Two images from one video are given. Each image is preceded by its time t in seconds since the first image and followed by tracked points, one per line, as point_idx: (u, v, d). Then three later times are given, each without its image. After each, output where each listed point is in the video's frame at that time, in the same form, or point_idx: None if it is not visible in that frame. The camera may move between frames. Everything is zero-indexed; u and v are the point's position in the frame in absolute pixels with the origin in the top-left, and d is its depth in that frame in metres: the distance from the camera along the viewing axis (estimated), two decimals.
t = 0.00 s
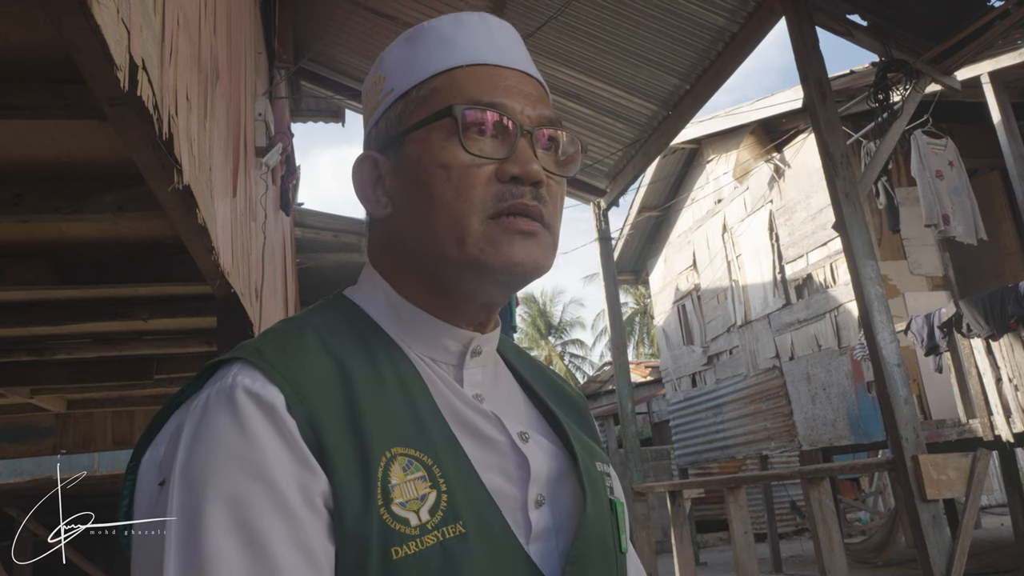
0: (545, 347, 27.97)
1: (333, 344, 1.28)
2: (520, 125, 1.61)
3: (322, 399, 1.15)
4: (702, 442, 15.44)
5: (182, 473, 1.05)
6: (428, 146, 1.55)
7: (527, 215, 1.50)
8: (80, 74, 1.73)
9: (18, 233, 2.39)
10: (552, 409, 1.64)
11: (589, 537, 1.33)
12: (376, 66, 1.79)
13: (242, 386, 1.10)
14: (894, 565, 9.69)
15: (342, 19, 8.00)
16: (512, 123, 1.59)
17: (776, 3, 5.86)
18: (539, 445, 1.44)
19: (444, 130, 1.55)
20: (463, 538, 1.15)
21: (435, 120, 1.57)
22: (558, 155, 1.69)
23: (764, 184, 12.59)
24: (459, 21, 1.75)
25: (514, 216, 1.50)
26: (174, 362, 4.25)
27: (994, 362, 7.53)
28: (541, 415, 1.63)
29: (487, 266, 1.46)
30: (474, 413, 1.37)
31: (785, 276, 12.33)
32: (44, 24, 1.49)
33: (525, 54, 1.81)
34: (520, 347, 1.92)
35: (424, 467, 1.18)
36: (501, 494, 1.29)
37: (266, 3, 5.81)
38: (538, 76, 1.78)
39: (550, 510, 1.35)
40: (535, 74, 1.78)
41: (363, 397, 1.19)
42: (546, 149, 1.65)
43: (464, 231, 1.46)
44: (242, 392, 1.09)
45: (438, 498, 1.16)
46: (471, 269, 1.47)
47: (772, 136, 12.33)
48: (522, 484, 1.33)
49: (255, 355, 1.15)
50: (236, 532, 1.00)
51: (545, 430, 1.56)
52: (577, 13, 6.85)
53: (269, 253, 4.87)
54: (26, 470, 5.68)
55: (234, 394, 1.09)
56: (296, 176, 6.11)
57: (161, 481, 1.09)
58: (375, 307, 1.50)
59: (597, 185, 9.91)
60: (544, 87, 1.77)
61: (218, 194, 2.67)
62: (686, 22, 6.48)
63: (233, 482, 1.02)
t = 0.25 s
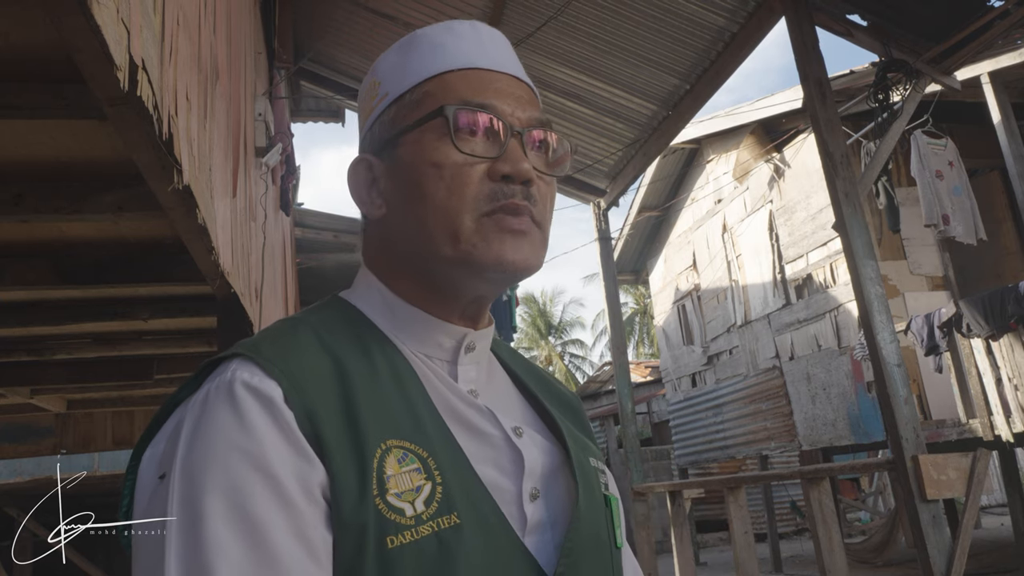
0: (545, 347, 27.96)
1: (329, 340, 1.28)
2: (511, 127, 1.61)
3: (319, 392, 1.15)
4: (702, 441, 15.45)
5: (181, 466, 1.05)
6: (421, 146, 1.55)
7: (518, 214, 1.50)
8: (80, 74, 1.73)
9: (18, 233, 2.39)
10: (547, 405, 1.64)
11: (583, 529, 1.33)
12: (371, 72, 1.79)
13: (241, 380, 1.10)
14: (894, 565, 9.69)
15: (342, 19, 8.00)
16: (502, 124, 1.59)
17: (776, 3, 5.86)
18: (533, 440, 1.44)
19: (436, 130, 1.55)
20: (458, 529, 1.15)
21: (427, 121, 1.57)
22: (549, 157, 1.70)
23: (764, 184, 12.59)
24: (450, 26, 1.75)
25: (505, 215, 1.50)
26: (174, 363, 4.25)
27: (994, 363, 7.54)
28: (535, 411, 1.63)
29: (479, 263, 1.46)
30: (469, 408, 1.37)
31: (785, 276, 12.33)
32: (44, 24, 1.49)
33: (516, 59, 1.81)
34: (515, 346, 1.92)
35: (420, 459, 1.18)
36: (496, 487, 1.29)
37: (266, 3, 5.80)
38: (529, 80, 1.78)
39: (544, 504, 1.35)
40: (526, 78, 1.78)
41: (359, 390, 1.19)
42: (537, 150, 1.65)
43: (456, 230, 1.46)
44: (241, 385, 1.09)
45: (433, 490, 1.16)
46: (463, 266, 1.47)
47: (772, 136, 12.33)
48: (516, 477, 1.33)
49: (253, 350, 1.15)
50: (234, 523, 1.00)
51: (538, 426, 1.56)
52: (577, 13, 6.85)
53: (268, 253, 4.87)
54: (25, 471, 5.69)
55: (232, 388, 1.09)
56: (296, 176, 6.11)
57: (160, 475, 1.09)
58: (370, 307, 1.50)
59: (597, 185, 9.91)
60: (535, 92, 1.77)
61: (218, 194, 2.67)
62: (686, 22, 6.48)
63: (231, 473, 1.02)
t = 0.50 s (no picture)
0: (545, 347, 27.96)
1: (322, 344, 1.28)
2: (502, 130, 1.61)
3: (310, 395, 1.15)
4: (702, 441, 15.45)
5: (173, 470, 1.05)
6: (413, 149, 1.55)
7: (509, 215, 1.50)
8: (79, 74, 1.73)
9: (19, 233, 2.39)
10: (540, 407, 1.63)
11: (576, 529, 1.33)
12: (367, 84, 1.80)
13: (232, 385, 1.10)
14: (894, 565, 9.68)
15: (342, 19, 8.00)
16: (494, 127, 1.59)
17: (776, 3, 5.86)
18: (525, 441, 1.44)
19: (428, 133, 1.55)
20: (450, 529, 1.14)
21: (419, 124, 1.57)
22: (542, 161, 1.69)
23: (764, 184, 12.59)
24: (444, 37, 1.76)
25: (496, 216, 1.50)
26: (174, 363, 4.25)
27: (994, 363, 7.54)
28: (527, 413, 1.62)
29: (470, 263, 1.45)
30: (461, 410, 1.37)
31: (785, 276, 12.33)
32: (45, 25, 1.49)
33: (507, 67, 1.82)
34: (509, 351, 1.92)
35: (411, 461, 1.18)
36: (490, 487, 1.29)
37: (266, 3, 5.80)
38: (521, 88, 1.79)
39: (538, 503, 1.35)
40: (517, 85, 1.79)
41: (350, 393, 1.19)
42: (529, 154, 1.65)
43: (446, 229, 1.46)
44: (232, 390, 1.09)
45: (425, 490, 1.16)
46: (454, 266, 1.46)
47: (772, 136, 12.33)
48: (509, 478, 1.33)
49: (245, 356, 1.15)
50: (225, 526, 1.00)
51: (530, 427, 1.56)
52: (577, 13, 6.85)
53: (268, 254, 4.87)
54: (25, 471, 5.69)
55: (224, 393, 1.09)
56: (296, 176, 6.11)
57: (153, 480, 1.09)
58: (365, 312, 1.50)
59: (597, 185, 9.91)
60: (527, 99, 1.78)
61: (218, 194, 2.67)
62: (686, 22, 6.48)
63: (222, 476, 1.02)
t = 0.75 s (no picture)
0: (545, 347, 27.96)
1: (318, 345, 1.28)
2: (524, 139, 1.65)
3: (306, 395, 1.15)
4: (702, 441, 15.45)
5: (169, 471, 1.05)
6: (442, 151, 1.56)
7: (532, 222, 1.54)
8: (79, 74, 1.72)
9: (19, 233, 2.39)
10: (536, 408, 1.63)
11: (571, 528, 1.33)
12: (378, 82, 1.78)
13: (228, 387, 1.10)
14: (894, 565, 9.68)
15: (342, 19, 7.99)
16: (518, 137, 1.63)
17: (776, 4, 5.85)
18: (521, 440, 1.43)
19: (458, 137, 1.57)
20: (445, 527, 1.14)
21: (448, 128, 1.59)
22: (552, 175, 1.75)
23: (764, 184, 12.59)
24: (462, 43, 1.77)
25: (520, 222, 1.54)
26: (174, 363, 4.25)
27: (994, 363, 7.54)
28: (523, 414, 1.62)
29: (498, 267, 1.48)
30: (457, 410, 1.37)
31: (785, 276, 12.33)
32: (44, 24, 1.49)
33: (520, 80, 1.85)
34: (504, 352, 1.91)
35: (406, 460, 1.17)
36: (485, 486, 1.28)
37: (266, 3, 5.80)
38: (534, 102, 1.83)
39: (533, 502, 1.34)
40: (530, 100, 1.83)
41: (346, 393, 1.19)
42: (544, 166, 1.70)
43: (476, 230, 1.48)
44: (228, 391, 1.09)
45: (420, 490, 1.16)
46: (481, 268, 1.48)
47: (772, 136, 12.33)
48: (505, 477, 1.32)
49: (241, 357, 1.15)
50: (220, 525, 0.99)
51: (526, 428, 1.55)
52: (577, 13, 6.85)
53: (269, 253, 4.87)
54: (25, 471, 5.69)
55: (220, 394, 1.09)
56: (296, 176, 6.11)
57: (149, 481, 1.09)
58: (362, 313, 1.48)
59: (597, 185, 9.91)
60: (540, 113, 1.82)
61: (218, 194, 2.67)
62: (686, 22, 6.48)
63: (217, 476, 1.02)
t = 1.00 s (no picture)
0: (545, 347, 27.97)
1: (317, 341, 1.28)
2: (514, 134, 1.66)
3: (305, 389, 1.15)
4: (702, 441, 15.45)
5: (172, 464, 1.05)
6: (433, 145, 1.57)
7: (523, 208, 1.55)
8: (80, 74, 1.73)
9: (19, 233, 2.39)
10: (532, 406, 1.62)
11: (567, 524, 1.33)
12: (371, 90, 1.80)
13: (230, 380, 1.10)
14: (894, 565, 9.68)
15: (342, 19, 8.00)
16: (507, 130, 1.64)
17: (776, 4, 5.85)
18: (516, 437, 1.43)
19: (449, 131, 1.58)
20: (442, 520, 1.14)
21: (439, 122, 1.60)
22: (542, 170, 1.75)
23: (764, 183, 12.58)
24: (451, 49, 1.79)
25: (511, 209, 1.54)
26: (174, 362, 4.25)
27: (994, 363, 7.54)
28: (519, 412, 1.62)
29: (490, 252, 1.48)
30: (454, 406, 1.37)
31: (785, 276, 12.33)
32: (44, 24, 1.49)
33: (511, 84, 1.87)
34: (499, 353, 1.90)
35: (404, 454, 1.18)
36: (480, 482, 1.28)
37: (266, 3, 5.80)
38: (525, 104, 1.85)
39: (528, 499, 1.34)
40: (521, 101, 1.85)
41: (345, 387, 1.19)
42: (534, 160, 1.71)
43: (467, 218, 1.49)
44: (230, 384, 1.09)
45: (417, 483, 1.16)
46: (472, 255, 1.48)
47: (772, 136, 12.33)
48: (500, 475, 1.32)
49: (242, 352, 1.15)
50: (223, 514, 1.00)
51: (522, 425, 1.56)
52: (577, 13, 6.85)
53: (269, 253, 4.87)
54: (25, 471, 5.71)
55: (222, 387, 1.09)
56: (296, 176, 6.11)
57: (153, 473, 1.09)
58: (359, 311, 1.48)
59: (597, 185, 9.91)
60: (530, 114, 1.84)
61: (219, 194, 2.67)
62: (686, 22, 6.48)
63: (219, 466, 1.02)
